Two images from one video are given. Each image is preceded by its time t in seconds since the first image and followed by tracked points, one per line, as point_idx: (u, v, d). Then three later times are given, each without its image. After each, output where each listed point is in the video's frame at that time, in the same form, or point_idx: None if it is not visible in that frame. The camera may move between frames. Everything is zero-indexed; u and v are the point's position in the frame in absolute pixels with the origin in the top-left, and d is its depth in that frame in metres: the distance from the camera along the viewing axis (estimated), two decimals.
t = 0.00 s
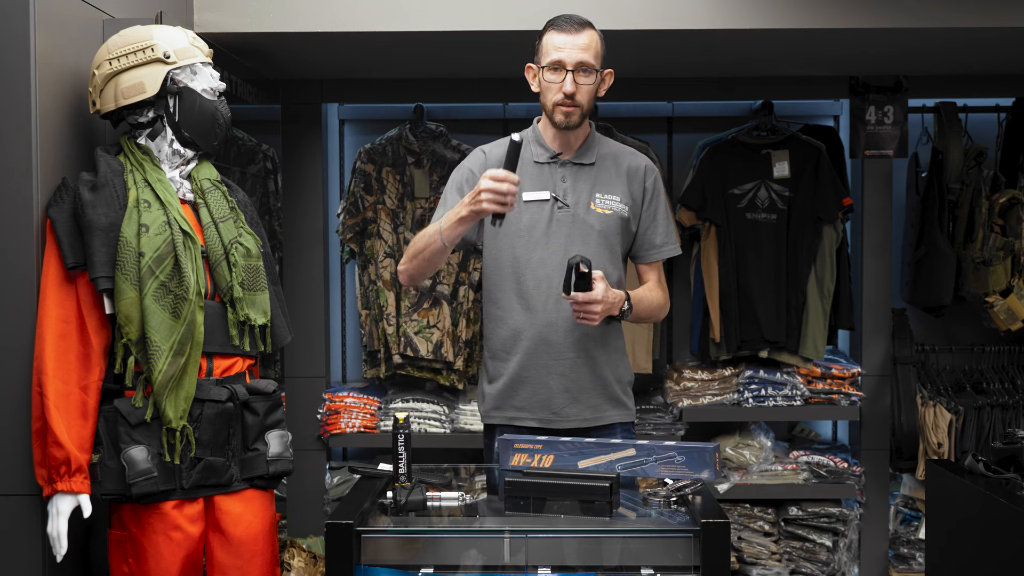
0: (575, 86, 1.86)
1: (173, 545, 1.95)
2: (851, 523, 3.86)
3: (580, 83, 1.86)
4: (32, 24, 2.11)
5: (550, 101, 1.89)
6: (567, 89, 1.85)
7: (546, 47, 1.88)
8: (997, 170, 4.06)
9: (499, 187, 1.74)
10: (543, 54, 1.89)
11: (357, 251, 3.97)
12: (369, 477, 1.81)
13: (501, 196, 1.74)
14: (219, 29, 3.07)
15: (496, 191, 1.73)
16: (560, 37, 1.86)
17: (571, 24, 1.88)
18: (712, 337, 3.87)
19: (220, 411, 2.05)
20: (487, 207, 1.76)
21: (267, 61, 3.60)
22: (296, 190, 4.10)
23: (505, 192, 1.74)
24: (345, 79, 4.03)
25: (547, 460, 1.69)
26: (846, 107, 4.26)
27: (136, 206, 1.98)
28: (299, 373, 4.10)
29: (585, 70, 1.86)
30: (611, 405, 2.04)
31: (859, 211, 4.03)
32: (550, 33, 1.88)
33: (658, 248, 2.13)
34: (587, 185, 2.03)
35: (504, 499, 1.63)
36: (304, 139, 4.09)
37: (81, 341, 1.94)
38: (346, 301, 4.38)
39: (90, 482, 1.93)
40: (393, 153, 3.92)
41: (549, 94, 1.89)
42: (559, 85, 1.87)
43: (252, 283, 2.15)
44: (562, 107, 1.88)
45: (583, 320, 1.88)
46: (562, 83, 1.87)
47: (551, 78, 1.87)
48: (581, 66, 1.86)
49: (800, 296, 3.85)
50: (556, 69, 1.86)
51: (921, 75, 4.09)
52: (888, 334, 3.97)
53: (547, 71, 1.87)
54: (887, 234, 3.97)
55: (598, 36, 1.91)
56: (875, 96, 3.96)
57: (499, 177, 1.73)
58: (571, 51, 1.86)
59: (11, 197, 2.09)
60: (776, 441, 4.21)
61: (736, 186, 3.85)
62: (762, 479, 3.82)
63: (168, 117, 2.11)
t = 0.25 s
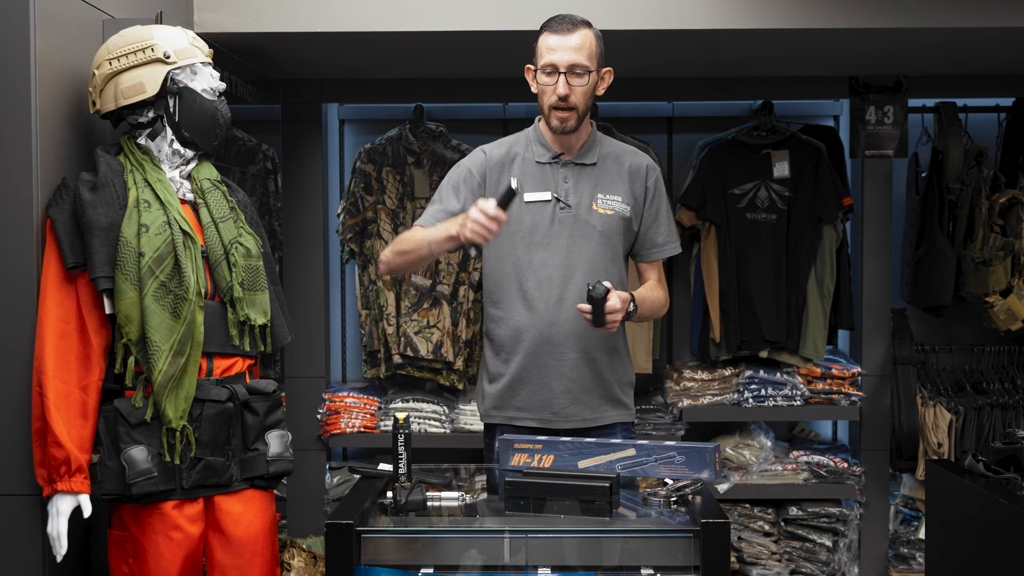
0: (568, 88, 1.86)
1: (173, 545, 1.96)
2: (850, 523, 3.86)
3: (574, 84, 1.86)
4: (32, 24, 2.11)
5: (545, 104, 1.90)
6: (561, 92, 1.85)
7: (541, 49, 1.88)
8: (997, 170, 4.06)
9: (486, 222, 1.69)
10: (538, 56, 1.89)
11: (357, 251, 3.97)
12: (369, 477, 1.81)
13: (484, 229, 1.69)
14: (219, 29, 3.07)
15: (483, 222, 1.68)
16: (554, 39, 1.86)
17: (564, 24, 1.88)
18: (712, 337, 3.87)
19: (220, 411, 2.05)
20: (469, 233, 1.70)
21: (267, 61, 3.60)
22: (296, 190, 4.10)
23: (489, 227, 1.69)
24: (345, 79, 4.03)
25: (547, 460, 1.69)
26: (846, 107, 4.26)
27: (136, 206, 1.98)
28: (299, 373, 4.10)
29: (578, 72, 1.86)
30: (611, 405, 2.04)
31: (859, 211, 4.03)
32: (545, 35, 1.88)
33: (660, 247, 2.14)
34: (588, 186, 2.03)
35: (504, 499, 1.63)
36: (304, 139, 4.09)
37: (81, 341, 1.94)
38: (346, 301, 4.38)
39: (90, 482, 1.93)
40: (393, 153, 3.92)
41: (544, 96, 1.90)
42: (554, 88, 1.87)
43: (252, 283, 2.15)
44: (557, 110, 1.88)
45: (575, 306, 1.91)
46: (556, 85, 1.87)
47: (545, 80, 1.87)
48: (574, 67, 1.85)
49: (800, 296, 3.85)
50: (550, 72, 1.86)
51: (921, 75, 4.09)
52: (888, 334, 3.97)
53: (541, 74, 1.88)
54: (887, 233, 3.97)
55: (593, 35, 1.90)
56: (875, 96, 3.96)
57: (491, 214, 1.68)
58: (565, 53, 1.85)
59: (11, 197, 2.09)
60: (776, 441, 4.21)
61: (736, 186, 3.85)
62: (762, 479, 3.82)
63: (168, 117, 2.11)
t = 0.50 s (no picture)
0: (571, 95, 1.86)
1: (174, 545, 1.95)
2: (851, 523, 3.86)
3: (576, 91, 1.86)
4: (32, 24, 2.11)
5: (545, 107, 1.90)
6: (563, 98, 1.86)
7: (545, 50, 1.87)
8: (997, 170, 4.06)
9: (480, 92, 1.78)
10: (541, 58, 1.88)
11: (357, 251, 3.97)
12: (369, 477, 1.81)
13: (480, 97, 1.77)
14: (219, 29, 3.07)
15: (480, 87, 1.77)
16: (559, 43, 1.86)
17: (571, 28, 1.87)
18: (712, 337, 3.87)
19: (220, 411, 2.05)
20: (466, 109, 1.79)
21: (267, 61, 3.60)
22: (296, 191, 4.10)
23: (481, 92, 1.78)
24: (345, 79, 4.03)
25: (547, 460, 1.69)
26: (846, 107, 4.26)
27: (136, 206, 1.98)
28: (299, 373, 4.10)
29: (581, 78, 1.85)
30: (611, 405, 2.04)
31: (859, 211, 4.03)
32: (550, 37, 1.87)
33: (659, 244, 2.13)
34: (586, 184, 2.03)
35: (504, 499, 1.63)
36: (304, 139, 4.09)
37: (81, 341, 1.94)
38: (346, 301, 4.38)
39: (90, 482, 1.93)
40: (393, 153, 3.92)
41: (545, 98, 1.90)
42: (555, 92, 1.87)
43: (252, 283, 2.15)
44: (557, 114, 1.88)
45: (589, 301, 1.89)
46: (558, 90, 1.87)
47: (548, 83, 1.87)
48: (577, 73, 1.85)
49: (799, 296, 3.85)
50: (553, 76, 1.86)
51: (921, 75, 4.09)
52: (888, 334, 3.97)
53: (543, 76, 1.87)
54: (887, 233, 3.97)
55: (599, 41, 1.89)
56: (875, 96, 3.96)
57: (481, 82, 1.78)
58: (569, 58, 1.85)
59: (11, 197, 2.09)
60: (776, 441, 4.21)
61: (736, 186, 3.85)
62: (762, 479, 3.82)
63: (168, 117, 2.11)
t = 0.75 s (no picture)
0: (578, 100, 1.86)
1: (174, 545, 1.96)
2: (850, 523, 3.86)
3: (583, 96, 1.86)
4: (32, 24, 2.11)
5: (551, 108, 1.90)
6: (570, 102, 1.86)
7: (555, 52, 1.86)
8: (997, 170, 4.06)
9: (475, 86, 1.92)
10: (551, 59, 1.87)
11: (357, 251, 3.97)
12: (369, 477, 1.81)
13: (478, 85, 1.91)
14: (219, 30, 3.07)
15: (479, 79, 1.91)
16: (570, 46, 1.84)
17: (583, 31, 1.86)
18: (712, 337, 3.87)
19: (220, 411, 2.05)
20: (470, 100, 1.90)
21: (267, 61, 3.60)
22: (296, 190, 4.10)
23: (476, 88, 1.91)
24: (345, 79, 4.03)
25: (547, 460, 1.69)
26: (846, 107, 4.26)
27: (136, 206, 1.98)
28: (299, 373, 4.10)
29: (589, 84, 1.85)
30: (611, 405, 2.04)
31: (859, 211, 4.03)
32: (561, 38, 1.86)
33: (654, 246, 2.14)
34: (587, 186, 2.03)
35: (504, 499, 1.63)
36: (304, 139, 4.10)
37: (81, 341, 1.94)
38: (346, 301, 4.38)
39: (90, 482, 1.93)
40: (393, 153, 3.92)
41: (551, 100, 1.89)
42: (562, 95, 1.87)
43: (252, 283, 2.15)
44: (561, 117, 1.89)
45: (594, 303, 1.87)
46: (566, 93, 1.86)
47: (556, 85, 1.87)
48: (586, 79, 1.85)
49: (799, 296, 3.85)
50: (562, 79, 1.85)
51: (921, 75, 4.09)
52: (888, 334, 3.97)
53: (551, 78, 1.86)
54: (887, 234, 3.97)
55: (609, 46, 1.88)
56: (875, 96, 3.96)
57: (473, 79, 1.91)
58: (579, 63, 1.84)
59: (11, 197, 2.09)
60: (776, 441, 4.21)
61: (736, 186, 3.85)
62: (762, 479, 3.82)
63: (168, 117, 2.11)
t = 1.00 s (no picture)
0: (597, 100, 1.86)
1: (173, 545, 1.95)
2: (851, 523, 3.86)
3: (602, 97, 1.86)
4: (32, 24, 2.11)
5: (568, 105, 1.89)
6: (588, 102, 1.86)
7: (577, 51, 1.85)
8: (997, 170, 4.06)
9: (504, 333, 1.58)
10: (572, 58, 1.86)
11: (357, 251, 3.97)
12: (369, 477, 1.81)
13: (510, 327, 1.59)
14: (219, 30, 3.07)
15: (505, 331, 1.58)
16: (593, 46, 1.84)
17: (608, 33, 1.85)
18: (712, 337, 3.87)
19: (220, 411, 2.05)
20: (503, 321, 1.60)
21: (267, 61, 3.60)
22: (296, 191, 4.10)
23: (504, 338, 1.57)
24: (345, 79, 4.03)
25: (547, 460, 1.70)
26: (846, 107, 4.26)
27: (136, 206, 1.98)
28: (299, 373, 4.10)
29: (609, 86, 1.85)
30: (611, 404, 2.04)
31: (860, 211, 4.03)
32: (585, 37, 1.85)
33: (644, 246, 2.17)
34: (593, 189, 2.03)
35: (504, 498, 1.63)
36: (304, 139, 4.09)
37: (81, 341, 1.94)
38: (346, 301, 4.38)
39: (90, 482, 1.93)
40: (393, 153, 3.92)
41: (568, 98, 1.89)
42: (581, 94, 1.87)
43: (252, 283, 2.15)
44: (578, 116, 1.89)
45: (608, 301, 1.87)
46: (586, 93, 1.86)
47: (576, 84, 1.86)
48: (607, 80, 1.85)
49: (800, 297, 3.85)
50: (582, 78, 1.85)
51: (921, 75, 4.09)
52: (888, 334, 3.97)
53: (572, 77, 1.86)
54: (887, 234, 3.97)
55: (631, 50, 1.89)
56: (875, 96, 3.96)
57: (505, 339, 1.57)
58: (601, 63, 1.84)
59: (11, 197, 2.09)
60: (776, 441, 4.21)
61: (736, 186, 3.84)
62: (762, 479, 3.82)
63: (168, 117, 2.11)
